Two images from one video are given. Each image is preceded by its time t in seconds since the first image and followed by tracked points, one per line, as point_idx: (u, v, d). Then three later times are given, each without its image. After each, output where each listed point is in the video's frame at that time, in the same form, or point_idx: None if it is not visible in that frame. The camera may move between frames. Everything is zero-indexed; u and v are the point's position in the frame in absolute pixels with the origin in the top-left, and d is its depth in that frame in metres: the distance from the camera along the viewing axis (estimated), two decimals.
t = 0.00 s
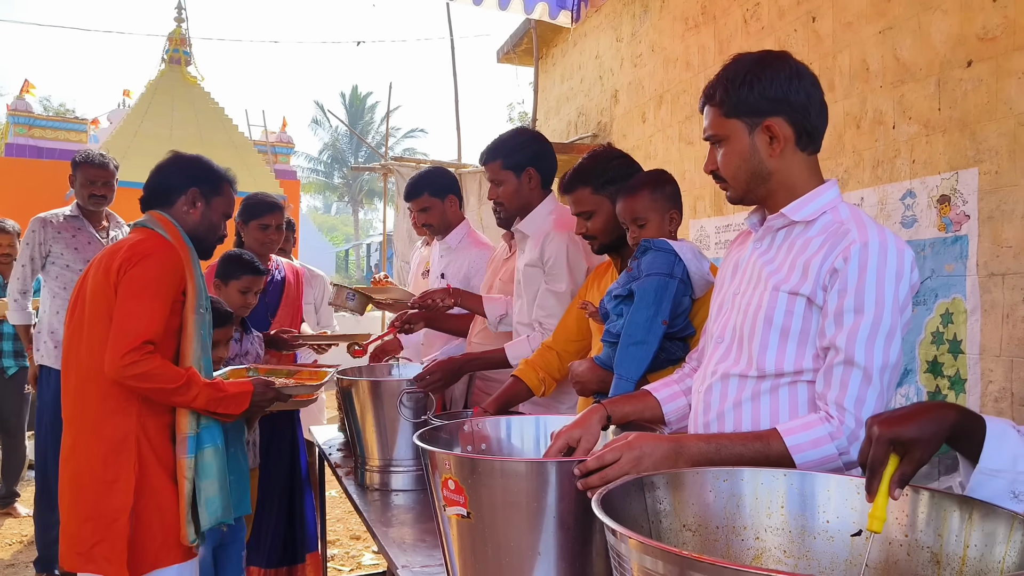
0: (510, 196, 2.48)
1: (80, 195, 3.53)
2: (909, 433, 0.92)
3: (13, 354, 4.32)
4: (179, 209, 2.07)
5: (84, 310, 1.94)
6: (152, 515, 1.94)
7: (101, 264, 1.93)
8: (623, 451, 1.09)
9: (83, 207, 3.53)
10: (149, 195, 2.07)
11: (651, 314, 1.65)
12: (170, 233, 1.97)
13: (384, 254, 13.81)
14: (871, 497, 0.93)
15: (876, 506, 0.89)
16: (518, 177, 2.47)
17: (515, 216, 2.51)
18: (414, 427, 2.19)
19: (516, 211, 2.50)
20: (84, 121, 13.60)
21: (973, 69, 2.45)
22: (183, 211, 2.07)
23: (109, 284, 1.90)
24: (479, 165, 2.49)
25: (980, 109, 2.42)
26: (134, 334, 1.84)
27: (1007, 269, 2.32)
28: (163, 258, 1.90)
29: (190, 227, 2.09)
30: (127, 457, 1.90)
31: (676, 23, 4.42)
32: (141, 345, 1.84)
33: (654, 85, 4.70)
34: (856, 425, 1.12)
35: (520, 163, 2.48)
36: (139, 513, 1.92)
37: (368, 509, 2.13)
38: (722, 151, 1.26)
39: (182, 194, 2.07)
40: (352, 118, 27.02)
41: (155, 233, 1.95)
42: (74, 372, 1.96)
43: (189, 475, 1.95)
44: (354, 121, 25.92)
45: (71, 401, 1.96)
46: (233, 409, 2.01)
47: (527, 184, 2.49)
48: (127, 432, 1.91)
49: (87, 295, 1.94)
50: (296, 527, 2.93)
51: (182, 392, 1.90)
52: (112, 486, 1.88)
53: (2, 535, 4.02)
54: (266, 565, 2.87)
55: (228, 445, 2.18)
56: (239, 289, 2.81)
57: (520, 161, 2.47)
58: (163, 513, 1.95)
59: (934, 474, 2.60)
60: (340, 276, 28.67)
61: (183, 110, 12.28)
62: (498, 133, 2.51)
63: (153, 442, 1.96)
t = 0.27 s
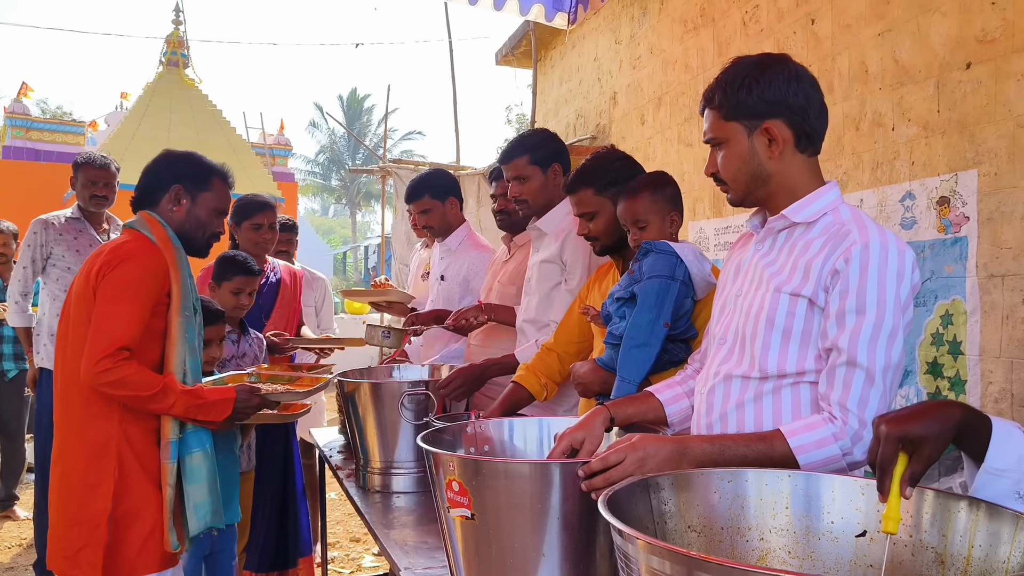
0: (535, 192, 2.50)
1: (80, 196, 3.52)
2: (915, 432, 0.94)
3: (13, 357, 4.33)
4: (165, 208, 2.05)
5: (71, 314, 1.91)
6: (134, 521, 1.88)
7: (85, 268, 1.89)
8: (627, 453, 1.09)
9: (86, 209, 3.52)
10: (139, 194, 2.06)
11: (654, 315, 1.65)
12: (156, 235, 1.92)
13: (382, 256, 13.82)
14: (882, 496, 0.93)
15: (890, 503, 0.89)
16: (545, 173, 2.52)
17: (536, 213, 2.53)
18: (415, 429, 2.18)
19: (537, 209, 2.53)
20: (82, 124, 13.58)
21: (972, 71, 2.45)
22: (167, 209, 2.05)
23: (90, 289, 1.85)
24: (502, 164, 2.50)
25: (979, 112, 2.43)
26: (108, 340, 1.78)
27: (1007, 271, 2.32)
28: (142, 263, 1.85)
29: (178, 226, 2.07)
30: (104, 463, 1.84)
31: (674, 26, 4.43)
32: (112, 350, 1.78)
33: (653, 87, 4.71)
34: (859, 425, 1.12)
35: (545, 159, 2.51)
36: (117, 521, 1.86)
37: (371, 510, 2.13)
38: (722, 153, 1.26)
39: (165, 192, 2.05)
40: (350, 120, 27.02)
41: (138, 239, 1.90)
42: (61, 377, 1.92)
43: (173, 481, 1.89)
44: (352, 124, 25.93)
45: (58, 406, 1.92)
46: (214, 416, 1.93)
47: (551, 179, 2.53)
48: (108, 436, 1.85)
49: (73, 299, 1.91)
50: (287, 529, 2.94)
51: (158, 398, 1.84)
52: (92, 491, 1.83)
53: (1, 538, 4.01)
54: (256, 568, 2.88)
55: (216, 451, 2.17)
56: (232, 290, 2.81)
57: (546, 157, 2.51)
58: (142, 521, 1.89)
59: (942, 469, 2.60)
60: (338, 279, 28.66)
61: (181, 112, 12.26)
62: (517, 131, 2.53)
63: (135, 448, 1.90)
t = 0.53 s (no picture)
0: (546, 196, 2.51)
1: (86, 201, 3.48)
2: (921, 432, 0.95)
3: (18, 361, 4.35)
4: (145, 211, 1.89)
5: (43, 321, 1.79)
6: (95, 541, 1.72)
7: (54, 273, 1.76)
8: (633, 456, 1.10)
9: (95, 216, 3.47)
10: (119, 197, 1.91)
11: (660, 318, 1.66)
12: (129, 240, 1.78)
13: (383, 258, 13.83)
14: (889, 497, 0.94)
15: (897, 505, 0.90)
16: (555, 176, 2.53)
17: (546, 218, 2.54)
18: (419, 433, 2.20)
19: (549, 213, 2.53)
20: (82, 128, 13.60)
21: (973, 74, 2.47)
22: (149, 213, 1.89)
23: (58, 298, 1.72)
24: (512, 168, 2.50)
25: (980, 115, 2.44)
26: (69, 353, 1.63)
27: (1008, 273, 2.33)
28: (106, 269, 1.70)
29: (159, 229, 1.90)
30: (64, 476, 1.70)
31: (675, 29, 4.44)
32: (77, 364, 1.63)
33: (653, 90, 4.72)
34: (863, 429, 1.13)
35: (556, 164, 2.53)
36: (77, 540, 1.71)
37: (377, 513, 2.14)
38: (725, 157, 1.27)
39: (145, 192, 1.89)
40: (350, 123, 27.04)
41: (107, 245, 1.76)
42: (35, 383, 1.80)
43: (143, 497, 1.74)
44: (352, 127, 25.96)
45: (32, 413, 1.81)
46: (189, 427, 1.77)
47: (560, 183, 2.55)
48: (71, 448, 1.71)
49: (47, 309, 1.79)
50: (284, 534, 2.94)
51: (125, 414, 1.68)
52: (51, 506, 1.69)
53: (4, 542, 4.01)
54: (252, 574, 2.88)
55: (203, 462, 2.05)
56: (229, 293, 2.81)
57: (555, 161, 2.52)
58: (102, 541, 1.73)
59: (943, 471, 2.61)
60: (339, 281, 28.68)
61: (182, 116, 12.27)
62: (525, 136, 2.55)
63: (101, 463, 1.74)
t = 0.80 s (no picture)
0: (531, 207, 2.53)
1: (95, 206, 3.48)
2: (915, 433, 0.97)
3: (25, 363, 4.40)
4: (133, 214, 1.90)
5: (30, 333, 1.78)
6: (80, 553, 1.71)
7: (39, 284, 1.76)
8: (635, 458, 1.12)
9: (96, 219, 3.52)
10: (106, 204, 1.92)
11: (662, 319, 1.68)
12: (114, 246, 1.79)
13: (383, 260, 13.86)
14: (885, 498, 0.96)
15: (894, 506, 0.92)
16: (538, 189, 2.53)
17: (540, 225, 2.56)
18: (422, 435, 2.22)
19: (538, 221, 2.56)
20: (83, 131, 13.62)
21: (971, 78, 2.49)
22: (138, 217, 1.90)
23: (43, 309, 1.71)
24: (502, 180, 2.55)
25: (978, 118, 2.46)
26: (69, 365, 1.64)
27: (1006, 275, 2.35)
28: (93, 279, 1.70)
29: (150, 232, 1.91)
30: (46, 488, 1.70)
31: (675, 32, 4.47)
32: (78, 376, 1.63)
33: (653, 93, 4.74)
34: (861, 431, 1.15)
35: (536, 175, 2.53)
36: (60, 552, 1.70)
37: (382, 514, 2.16)
38: (723, 164, 1.29)
39: (132, 195, 1.90)
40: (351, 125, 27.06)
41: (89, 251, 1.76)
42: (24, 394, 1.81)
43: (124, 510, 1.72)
44: (352, 129, 25.99)
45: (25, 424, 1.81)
46: (195, 437, 1.78)
47: (547, 193, 2.54)
48: (54, 459, 1.71)
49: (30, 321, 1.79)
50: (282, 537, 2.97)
51: (124, 427, 1.68)
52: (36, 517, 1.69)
53: (9, 545, 4.03)
54: None
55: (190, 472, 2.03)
56: (216, 297, 2.82)
57: (537, 171, 2.52)
58: (85, 554, 1.72)
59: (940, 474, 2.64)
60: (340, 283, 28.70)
61: (182, 119, 12.29)
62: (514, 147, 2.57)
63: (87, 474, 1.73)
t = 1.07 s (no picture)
0: (527, 213, 2.58)
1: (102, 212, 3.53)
2: (892, 429, 1.01)
3: (32, 367, 4.45)
4: (164, 228, 1.91)
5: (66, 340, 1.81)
6: (112, 559, 1.74)
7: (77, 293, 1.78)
8: (627, 454, 1.16)
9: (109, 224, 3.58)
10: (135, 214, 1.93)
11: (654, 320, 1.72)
12: (149, 257, 1.80)
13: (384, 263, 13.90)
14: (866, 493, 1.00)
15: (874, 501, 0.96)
16: (532, 195, 2.57)
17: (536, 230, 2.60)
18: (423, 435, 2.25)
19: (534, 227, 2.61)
20: (85, 135, 13.68)
21: (961, 83, 2.53)
22: (167, 230, 1.92)
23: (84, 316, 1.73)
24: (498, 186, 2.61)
25: (968, 122, 2.50)
26: (117, 373, 1.67)
27: (996, 276, 2.39)
28: (134, 290, 1.73)
29: (181, 246, 1.93)
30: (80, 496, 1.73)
31: (672, 37, 4.51)
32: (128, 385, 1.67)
33: (651, 98, 4.79)
34: (844, 427, 1.19)
35: (531, 181, 2.57)
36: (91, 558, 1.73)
37: (384, 513, 2.20)
38: (709, 172, 1.34)
39: (162, 209, 1.90)
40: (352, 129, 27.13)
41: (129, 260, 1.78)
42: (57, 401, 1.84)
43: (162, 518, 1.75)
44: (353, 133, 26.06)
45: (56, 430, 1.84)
46: (239, 447, 1.80)
47: (542, 200, 2.58)
48: (85, 466, 1.74)
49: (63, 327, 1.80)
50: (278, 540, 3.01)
51: (169, 436, 1.71)
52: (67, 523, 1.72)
53: (14, 547, 4.07)
54: None
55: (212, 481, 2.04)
56: (212, 300, 2.71)
57: (531, 177, 2.56)
58: (116, 561, 1.74)
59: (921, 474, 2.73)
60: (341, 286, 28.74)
61: (184, 124, 12.33)
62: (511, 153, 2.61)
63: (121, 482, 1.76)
